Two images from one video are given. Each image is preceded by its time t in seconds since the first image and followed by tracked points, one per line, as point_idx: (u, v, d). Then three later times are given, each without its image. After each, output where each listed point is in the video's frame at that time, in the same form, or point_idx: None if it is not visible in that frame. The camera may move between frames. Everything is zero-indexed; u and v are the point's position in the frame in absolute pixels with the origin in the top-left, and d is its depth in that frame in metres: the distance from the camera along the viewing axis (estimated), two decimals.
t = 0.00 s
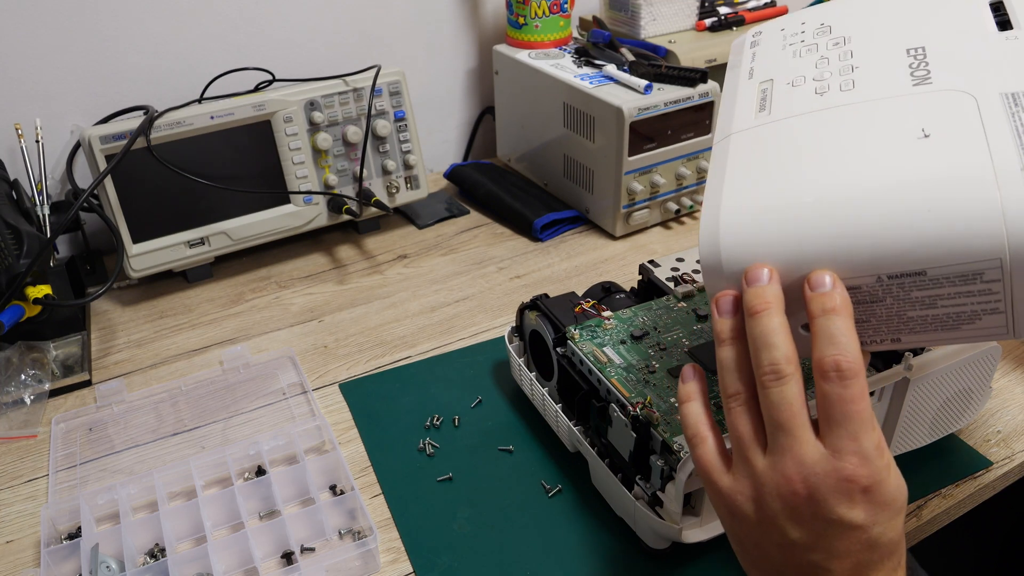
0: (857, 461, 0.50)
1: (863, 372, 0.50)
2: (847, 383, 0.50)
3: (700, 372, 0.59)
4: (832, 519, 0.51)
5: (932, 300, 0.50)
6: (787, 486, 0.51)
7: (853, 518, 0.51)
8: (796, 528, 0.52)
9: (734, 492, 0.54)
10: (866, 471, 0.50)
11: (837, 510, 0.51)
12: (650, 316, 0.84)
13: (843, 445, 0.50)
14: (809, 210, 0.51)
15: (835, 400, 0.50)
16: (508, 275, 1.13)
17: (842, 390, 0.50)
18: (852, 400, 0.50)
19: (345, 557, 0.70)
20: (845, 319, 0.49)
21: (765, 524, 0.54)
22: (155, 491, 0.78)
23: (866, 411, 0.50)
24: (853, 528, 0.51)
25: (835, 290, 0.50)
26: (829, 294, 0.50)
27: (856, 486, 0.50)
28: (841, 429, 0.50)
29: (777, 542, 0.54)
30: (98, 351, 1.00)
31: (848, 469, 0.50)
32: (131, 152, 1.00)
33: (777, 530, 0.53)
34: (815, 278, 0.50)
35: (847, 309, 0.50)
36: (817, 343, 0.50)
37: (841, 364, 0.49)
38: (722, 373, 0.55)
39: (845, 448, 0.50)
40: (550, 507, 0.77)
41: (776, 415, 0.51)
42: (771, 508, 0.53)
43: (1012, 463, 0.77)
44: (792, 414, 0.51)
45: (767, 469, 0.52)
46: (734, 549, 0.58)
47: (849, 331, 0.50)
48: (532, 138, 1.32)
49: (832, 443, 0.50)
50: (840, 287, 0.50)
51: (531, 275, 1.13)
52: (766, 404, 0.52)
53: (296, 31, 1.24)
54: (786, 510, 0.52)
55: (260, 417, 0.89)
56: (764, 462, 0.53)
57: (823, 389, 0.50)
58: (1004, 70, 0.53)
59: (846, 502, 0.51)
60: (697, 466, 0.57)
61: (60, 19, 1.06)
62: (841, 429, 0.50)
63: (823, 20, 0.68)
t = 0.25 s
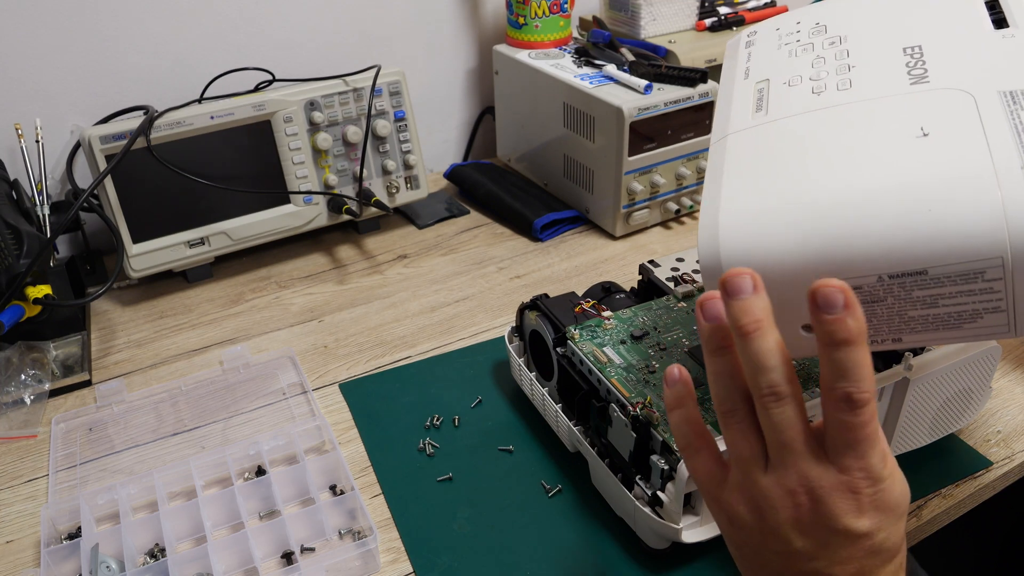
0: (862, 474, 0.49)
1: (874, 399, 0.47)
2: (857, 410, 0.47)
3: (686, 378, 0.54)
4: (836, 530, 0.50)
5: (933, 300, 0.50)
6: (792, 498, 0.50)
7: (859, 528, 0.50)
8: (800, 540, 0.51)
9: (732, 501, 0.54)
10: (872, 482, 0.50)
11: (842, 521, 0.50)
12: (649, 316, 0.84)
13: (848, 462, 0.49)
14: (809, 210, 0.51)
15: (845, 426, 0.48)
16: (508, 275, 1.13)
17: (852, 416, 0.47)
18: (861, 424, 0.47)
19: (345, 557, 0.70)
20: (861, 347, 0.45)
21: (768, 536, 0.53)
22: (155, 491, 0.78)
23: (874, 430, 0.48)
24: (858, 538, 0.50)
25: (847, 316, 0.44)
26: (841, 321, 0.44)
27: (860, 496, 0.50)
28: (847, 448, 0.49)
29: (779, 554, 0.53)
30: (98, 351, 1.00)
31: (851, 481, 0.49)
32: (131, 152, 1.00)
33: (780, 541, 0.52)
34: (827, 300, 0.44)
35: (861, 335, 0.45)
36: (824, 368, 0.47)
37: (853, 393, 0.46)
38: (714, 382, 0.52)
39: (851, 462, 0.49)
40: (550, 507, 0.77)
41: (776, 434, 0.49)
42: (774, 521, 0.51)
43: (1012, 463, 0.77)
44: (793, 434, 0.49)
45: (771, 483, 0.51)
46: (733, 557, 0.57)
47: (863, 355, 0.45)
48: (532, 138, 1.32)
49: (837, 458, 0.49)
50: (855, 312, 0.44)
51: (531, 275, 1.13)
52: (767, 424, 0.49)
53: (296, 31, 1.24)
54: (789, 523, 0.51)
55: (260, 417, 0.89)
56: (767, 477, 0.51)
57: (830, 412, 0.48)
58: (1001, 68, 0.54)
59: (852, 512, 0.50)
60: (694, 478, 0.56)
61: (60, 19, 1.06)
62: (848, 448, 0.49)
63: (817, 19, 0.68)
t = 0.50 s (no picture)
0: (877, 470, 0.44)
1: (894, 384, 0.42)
2: (878, 397, 0.42)
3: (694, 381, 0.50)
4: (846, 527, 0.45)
5: (929, 289, 0.50)
6: (801, 497, 0.44)
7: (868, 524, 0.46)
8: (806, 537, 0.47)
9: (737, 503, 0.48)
10: (884, 478, 0.45)
11: (853, 519, 0.45)
12: (650, 316, 0.84)
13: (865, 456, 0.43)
14: (807, 204, 0.51)
15: (860, 412, 0.43)
16: (508, 275, 1.13)
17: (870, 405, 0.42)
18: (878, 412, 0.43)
19: (345, 557, 0.70)
20: (883, 329, 0.41)
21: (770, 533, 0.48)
22: (155, 491, 0.78)
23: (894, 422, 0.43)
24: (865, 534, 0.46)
25: (873, 296, 0.41)
26: (867, 300, 0.41)
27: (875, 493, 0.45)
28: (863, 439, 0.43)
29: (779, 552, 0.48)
30: (98, 351, 1.00)
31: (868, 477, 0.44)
32: (131, 152, 1.00)
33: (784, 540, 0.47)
34: (850, 277, 0.41)
35: (884, 316, 0.42)
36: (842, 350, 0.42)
37: (872, 377, 0.42)
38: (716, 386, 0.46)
39: (865, 457, 0.44)
40: (550, 507, 0.77)
41: (782, 429, 0.43)
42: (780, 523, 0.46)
43: (1012, 463, 0.77)
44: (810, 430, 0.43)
45: (778, 482, 0.45)
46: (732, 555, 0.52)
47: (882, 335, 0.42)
48: (532, 138, 1.32)
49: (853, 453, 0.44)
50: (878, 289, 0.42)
51: (531, 275, 1.13)
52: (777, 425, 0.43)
53: (296, 31, 1.24)
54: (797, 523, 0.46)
55: (260, 417, 0.89)
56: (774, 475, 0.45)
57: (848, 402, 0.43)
58: (998, 64, 0.54)
59: (863, 510, 0.45)
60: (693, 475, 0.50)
61: (60, 19, 1.06)
62: (860, 440, 0.44)
63: (815, 19, 0.67)
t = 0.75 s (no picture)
0: (864, 467, 0.48)
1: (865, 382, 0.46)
2: (847, 397, 0.46)
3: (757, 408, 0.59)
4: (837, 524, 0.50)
5: (934, 290, 0.50)
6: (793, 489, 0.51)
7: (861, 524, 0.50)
8: (801, 531, 0.53)
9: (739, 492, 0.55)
10: (875, 478, 0.49)
11: (844, 514, 0.50)
12: (650, 317, 0.84)
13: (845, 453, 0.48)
14: (809, 207, 0.51)
15: (836, 412, 0.47)
16: (508, 275, 1.13)
17: (843, 404, 0.46)
18: (852, 411, 0.46)
19: (345, 557, 0.70)
20: (839, 328, 0.45)
21: (769, 526, 0.54)
22: (155, 491, 0.78)
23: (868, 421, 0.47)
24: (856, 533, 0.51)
25: (823, 297, 0.45)
26: (818, 303, 0.45)
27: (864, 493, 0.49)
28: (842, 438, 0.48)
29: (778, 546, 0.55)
30: (98, 351, 1.00)
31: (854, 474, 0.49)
32: (131, 152, 1.00)
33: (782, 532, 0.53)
34: (799, 283, 0.46)
35: (838, 313, 0.45)
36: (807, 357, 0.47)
37: (840, 378, 0.45)
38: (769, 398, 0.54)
39: (848, 454, 0.49)
40: (550, 507, 0.77)
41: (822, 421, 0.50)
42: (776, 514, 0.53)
43: (1012, 463, 0.77)
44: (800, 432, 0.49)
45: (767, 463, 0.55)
46: (735, 554, 0.59)
47: (845, 337, 0.45)
48: (532, 138, 1.32)
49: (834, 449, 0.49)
50: (829, 290, 0.46)
51: (531, 275, 1.13)
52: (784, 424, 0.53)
53: (296, 31, 1.24)
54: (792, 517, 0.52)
55: (260, 417, 0.89)
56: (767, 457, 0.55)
57: (822, 403, 0.47)
58: (997, 65, 0.54)
59: (853, 507, 0.50)
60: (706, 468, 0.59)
61: (60, 19, 1.06)
62: (840, 436, 0.48)
63: (812, 23, 0.67)
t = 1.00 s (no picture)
0: (865, 454, 0.50)
1: (863, 364, 0.50)
2: (847, 374, 0.50)
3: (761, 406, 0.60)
4: (835, 515, 0.51)
5: (931, 283, 0.50)
6: (790, 479, 0.52)
7: (858, 515, 0.51)
8: (799, 524, 0.53)
9: (738, 486, 0.55)
10: (874, 468, 0.50)
11: (841, 505, 0.50)
12: (650, 316, 0.84)
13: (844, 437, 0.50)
14: (807, 203, 0.51)
15: (835, 392, 0.50)
16: (508, 275, 1.13)
17: (842, 383, 0.50)
18: (853, 392, 0.50)
19: (345, 557, 0.70)
20: (839, 313, 0.50)
21: (766, 519, 0.54)
22: (155, 491, 0.78)
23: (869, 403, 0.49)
24: (853, 526, 0.51)
25: (826, 284, 0.50)
26: (821, 288, 0.50)
27: (864, 482, 0.50)
28: (843, 421, 0.50)
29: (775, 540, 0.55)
30: (98, 351, 1.00)
31: (854, 464, 0.50)
32: (131, 152, 1.00)
33: (780, 525, 0.54)
34: (805, 274, 0.51)
35: (840, 301, 0.50)
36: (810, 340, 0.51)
37: (841, 356, 0.49)
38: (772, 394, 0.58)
39: (848, 442, 0.50)
40: (550, 507, 0.77)
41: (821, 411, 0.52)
42: (773, 507, 0.53)
43: (1012, 463, 0.77)
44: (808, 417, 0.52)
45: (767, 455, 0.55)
46: (734, 551, 0.59)
47: (845, 321, 0.50)
48: (532, 138, 1.32)
49: (835, 437, 0.51)
50: (831, 279, 0.50)
51: (531, 275, 1.13)
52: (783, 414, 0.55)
53: (296, 31, 1.24)
54: (789, 510, 0.52)
55: (260, 417, 0.89)
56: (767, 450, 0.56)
57: (824, 383, 0.51)
58: (994, 62, 0.53)
59: (850, 499, 0.50)
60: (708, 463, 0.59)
61: (60, 19, 1.06)
62: (841, 422, 0.50)
63: (811, 25, 0.67)
